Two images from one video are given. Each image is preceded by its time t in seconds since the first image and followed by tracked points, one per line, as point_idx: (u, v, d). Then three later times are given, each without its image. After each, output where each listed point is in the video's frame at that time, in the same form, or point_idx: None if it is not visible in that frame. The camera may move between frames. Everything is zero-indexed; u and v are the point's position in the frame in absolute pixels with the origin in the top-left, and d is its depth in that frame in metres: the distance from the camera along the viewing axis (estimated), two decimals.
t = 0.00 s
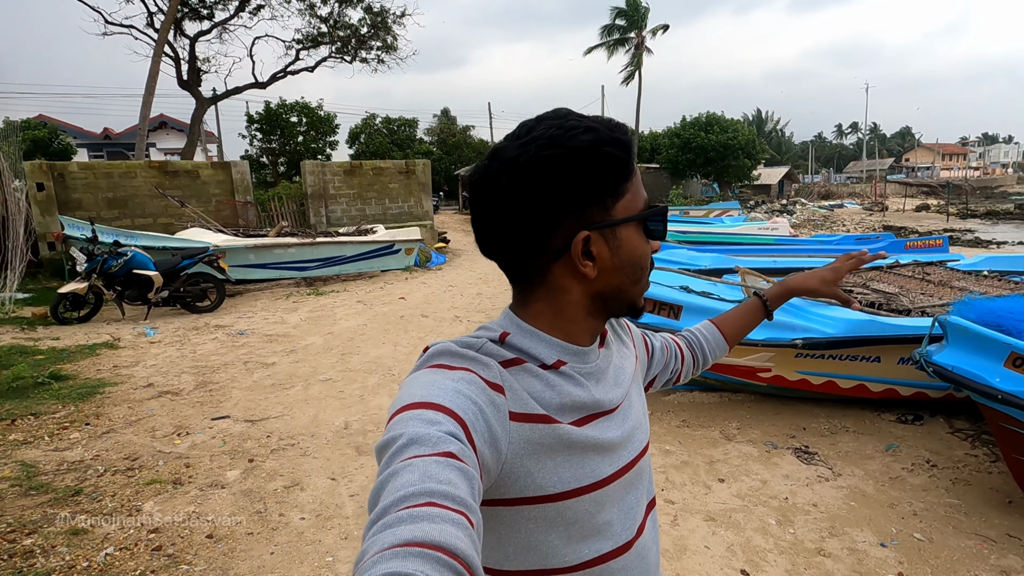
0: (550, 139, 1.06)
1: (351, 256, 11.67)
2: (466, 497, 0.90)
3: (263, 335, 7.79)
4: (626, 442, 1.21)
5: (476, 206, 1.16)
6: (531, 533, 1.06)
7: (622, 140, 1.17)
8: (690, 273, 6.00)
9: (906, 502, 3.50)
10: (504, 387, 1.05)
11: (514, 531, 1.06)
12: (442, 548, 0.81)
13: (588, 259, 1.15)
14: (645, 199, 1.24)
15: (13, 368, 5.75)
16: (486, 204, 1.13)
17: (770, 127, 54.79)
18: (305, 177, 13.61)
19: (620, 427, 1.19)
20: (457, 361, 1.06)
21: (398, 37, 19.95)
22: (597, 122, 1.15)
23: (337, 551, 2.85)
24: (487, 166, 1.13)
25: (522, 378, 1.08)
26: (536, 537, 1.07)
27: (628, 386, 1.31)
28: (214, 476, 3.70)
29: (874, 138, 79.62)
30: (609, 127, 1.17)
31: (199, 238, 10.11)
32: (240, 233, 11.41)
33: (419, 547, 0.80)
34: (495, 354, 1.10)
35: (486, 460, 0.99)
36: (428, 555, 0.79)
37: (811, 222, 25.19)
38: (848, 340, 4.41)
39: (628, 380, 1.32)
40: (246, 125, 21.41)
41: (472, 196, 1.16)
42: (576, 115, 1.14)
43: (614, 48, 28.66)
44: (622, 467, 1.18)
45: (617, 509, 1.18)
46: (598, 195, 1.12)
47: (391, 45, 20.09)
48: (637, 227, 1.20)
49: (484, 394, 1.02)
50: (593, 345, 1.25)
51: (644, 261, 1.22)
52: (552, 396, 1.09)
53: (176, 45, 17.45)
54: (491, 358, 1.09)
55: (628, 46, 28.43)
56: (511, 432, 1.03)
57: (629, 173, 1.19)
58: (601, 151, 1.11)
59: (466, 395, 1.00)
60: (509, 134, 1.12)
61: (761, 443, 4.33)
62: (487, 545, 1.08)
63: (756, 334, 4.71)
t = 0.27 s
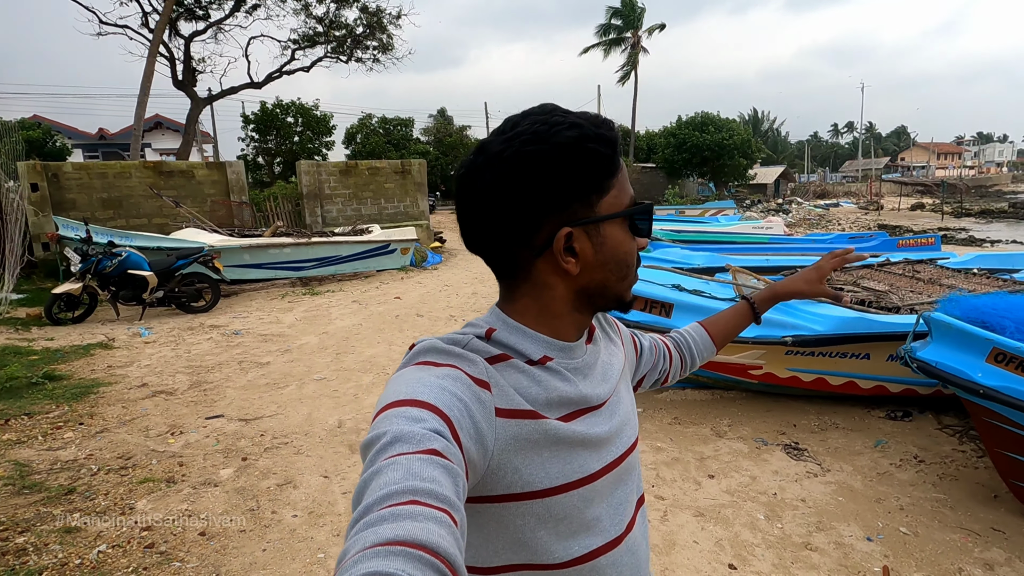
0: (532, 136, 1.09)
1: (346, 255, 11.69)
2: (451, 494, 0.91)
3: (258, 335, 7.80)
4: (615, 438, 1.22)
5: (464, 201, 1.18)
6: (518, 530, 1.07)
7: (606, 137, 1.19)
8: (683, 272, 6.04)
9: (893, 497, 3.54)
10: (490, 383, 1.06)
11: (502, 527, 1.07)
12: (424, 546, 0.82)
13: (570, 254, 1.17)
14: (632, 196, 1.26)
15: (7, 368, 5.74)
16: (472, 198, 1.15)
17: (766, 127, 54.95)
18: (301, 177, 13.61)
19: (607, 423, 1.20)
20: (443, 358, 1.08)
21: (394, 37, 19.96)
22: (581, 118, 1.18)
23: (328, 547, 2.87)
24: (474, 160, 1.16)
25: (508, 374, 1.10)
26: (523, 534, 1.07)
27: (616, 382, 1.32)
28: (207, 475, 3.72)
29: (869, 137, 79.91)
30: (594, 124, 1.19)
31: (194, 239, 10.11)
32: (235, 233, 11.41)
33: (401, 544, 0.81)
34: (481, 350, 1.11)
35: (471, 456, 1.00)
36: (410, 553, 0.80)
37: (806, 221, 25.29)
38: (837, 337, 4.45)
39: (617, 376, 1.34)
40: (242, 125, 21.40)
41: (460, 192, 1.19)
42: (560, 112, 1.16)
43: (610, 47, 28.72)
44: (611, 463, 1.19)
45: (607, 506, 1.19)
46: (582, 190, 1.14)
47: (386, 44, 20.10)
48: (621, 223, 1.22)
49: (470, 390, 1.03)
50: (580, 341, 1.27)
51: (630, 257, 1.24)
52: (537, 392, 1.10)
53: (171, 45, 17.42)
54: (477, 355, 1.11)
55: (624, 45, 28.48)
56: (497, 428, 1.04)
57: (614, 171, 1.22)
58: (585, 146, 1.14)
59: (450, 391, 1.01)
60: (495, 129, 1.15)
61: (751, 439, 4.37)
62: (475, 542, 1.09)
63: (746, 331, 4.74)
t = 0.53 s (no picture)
0: (459, 140, 1.15)
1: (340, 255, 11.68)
2: (434, 493, 0.91)
3: (251, 336, 7.79)
4: (598, 440, 1.23)
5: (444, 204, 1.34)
6: (501, 531, 1.08)
7: (540, 132, 1.16)
8: (675, 271, 6.07)
9: (881, 493, 3.59)
10: (472, 383, 1.08)
11: (485, 528, 1.08)
12: (409, 546, 0.81)
13: (502, 255, 1.18)
14: (582, 193, 1.17)
15: None
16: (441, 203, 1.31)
17: (760, 126, 55.14)
18: (295, 177, 13.59)
19: (590, 425, 1.21)
20: (426, 358, 1.10)
21: (388, 37, 19.93)
22: (519, 118, 1.17)
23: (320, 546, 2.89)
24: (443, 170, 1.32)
25: (490, 374, 1.12)
26: (505, 535, 1.09)
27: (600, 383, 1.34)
28: (199, 475, 3.72)
29: (862, 136, 80.32)
30: (532, 121, 1.17)
31: (187, 239, 10.08)
32: (228, 233, 11.38)
33: (386, 544, 0.80)
34: (464, 350, 1.14)
35: (453, 456, 1.01)
36: (395, 553, 0.80)
37: (800, 220, 25.41)
38: (826, 335, 4.49)
39: (601, 379, 1.36)
40: (236, 124, 21.32)
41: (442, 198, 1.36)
42: (497, 113, 1.19)
43: (604, 47, 28.75)
44: (594, 464, 1.20)
45: (589, 508, 1.20)
46: (504, 191, 1.15)
47: (381, 44, 20.07)
48: (558, 222, 1.15)
49: (452, 391, 1.05)
50: (558, 345, 1.26)
51: (575, 259, 1.16)
52: (519, 391, 1.13)
53: (164, 45, 17.34)
54: (459, 355, 1.13)
55: (618, 45, 28.52)
56: (479, 428, 1.06)
57: (555, 168, 1.16)
58: (504, 146, 1.14)
59: (434, 391, 1.03)
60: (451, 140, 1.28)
61: (742, 437, 4.41)
62: (459, 545, 1.10)
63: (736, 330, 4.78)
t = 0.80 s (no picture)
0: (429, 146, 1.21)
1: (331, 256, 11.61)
2: (411, 494, 0.90)
3: (241, 337, 7.72)
4: (582, 452, 1.19)
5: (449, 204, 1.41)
6: (474, 540, 1.06)
7: (491, 135, 1.14)
8: (665, 270, 6.07)
9: (870, 491, 3.60)
10: (447, 385, 1.07)
11: (457, 537, 1.06)
12: (388, 547, 0.81)
13: (463, 258, 1.19)
14: (533, 197, 1.12)
15: None
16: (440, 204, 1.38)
17: (751, 125, 55.42)
18: (285, 177, 13.48)
19: (573, 435, 1.18)
20: (402, 359, 1.09)
21: (379, 36, 19.83)
22: (479, 123, 1.17)
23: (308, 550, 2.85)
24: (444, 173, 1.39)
25: (465, 377, 1.12)
26: (479, 544, 1.06)
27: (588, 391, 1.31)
28: (186, 479, 3.68)
29: (852, 136, 80.94)
30: (487, 124, 1.16)
31: (175, 239, 9.98)
32: (217, 233, 11.28)
33: (365, 546, 0.79)
34: (440, 352, 1.13)
35: (427, 460, 1.00)
36: (375, 555, 0.79)
37: (790, 219, 25.56)
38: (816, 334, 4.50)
39: (589, 389, 1.31)
40: (225, 124, 21.14)
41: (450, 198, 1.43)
42: (460, 118, 1.21)
43: (596, 46, 28.76)
44: (575, 477, 1.16)
45: (569, 521, 1.16)
46: (459, 195, 1.16)
47: (372, 43, 19.96)
48: (507, 228, 1.11)
49: (428, 392, 1.04)
50: (537, 351, 1.22)
51: (524, 265, 1.11)
52: (494, 396, 1.12)
53: (151, 43, 17.15)
54: (437, 356, 1.12)
55: (610, 44, 28.54)
56: (453, 431, 1.05)
57: (508, 171, 1.13)
58: (456, 151, 1.16)
59: (409, 392, 1.02)
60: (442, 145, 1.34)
61: (733, 436, 4.41)
62: (430, 553, 1.07)
63: (727, 329, 4.78)
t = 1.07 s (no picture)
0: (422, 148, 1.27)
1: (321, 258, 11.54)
2: (398, 490, 0.89)
3: (229, 340, 7.63)
4: (573, 455, 1.15)
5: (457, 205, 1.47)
6: (457, 541, 1.04)
7: (468, 133, 1.17)
8: (657, 270, 6.09)
9: (861, 489, 3.62)
10: (434, 382, 1.08)
11: (439, 538, 1.04)
12: (376, 542, 0.78)
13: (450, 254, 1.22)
14: (506, 192, 1.13)
15: None
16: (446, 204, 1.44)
17: (739, 126, 55.78)
18: (273, 178, 13.37)
19: (563, 437, 1.14)
20: (389, 358, 1.10)
21: (368, 37, 19.74)
22: (461, 122, 1.21)
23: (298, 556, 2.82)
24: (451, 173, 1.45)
25: (451, 373, 1.12)
26: (462, 545, 1.04)
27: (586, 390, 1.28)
28: (173, 485, 3.62)
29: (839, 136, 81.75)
30: (466, 123, 1.19)
31: (162, 242, 9.86)
32: (205, 235, 11.16)
33: (352, 542, 0.77)
34: (428, 349, 1.15)
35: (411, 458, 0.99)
36: (362, 550, 0.76)
37: (779, 219, 25.74)
38: (806, 333, 4.52)
39: (587, 391, 1.28)
40: (213, 125, 20.93)
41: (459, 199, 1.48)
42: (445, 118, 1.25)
43: (586, 47, 28.81)
44: (564, 481, 1.13)
45: (558, 525, 1.13)
46: (444, 193, 1.20)
47: (361, 44, 19.86)
48: (481, 224, 1.13)
49: (414, 388, 1.05)
50: (526, 350, 1.21)
51: (498, 262, 1.11)
52: (479, 394, 1.11)
53: (137, 43, 16.94)
54: (423, 354, 1.14)
55: (600, 46, 28.60)
56: (438, 427, 1.05)
57: (484, 168, 1.15)
58: (439, 151, 1.20)
59: (394, 389, 1.03)
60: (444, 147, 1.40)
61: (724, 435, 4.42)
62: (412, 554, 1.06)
63: (718, 328, 4.79)
